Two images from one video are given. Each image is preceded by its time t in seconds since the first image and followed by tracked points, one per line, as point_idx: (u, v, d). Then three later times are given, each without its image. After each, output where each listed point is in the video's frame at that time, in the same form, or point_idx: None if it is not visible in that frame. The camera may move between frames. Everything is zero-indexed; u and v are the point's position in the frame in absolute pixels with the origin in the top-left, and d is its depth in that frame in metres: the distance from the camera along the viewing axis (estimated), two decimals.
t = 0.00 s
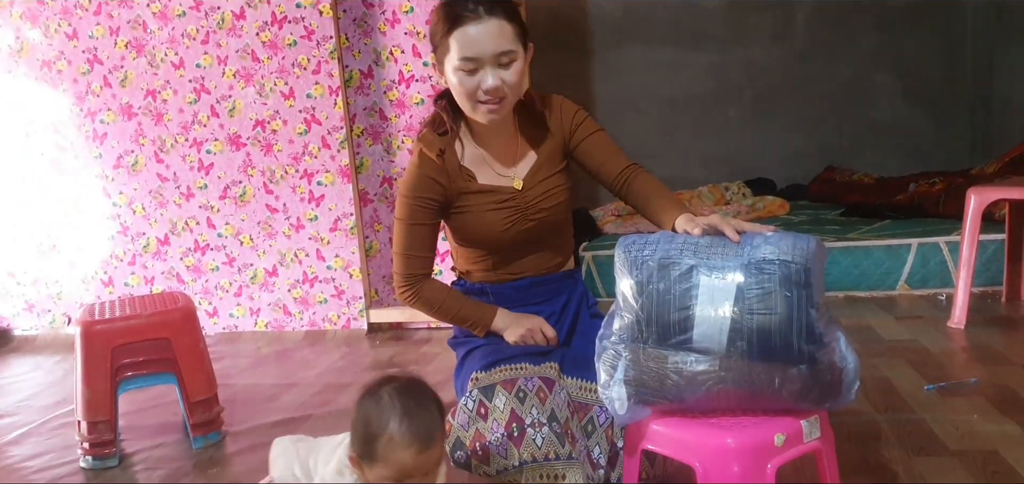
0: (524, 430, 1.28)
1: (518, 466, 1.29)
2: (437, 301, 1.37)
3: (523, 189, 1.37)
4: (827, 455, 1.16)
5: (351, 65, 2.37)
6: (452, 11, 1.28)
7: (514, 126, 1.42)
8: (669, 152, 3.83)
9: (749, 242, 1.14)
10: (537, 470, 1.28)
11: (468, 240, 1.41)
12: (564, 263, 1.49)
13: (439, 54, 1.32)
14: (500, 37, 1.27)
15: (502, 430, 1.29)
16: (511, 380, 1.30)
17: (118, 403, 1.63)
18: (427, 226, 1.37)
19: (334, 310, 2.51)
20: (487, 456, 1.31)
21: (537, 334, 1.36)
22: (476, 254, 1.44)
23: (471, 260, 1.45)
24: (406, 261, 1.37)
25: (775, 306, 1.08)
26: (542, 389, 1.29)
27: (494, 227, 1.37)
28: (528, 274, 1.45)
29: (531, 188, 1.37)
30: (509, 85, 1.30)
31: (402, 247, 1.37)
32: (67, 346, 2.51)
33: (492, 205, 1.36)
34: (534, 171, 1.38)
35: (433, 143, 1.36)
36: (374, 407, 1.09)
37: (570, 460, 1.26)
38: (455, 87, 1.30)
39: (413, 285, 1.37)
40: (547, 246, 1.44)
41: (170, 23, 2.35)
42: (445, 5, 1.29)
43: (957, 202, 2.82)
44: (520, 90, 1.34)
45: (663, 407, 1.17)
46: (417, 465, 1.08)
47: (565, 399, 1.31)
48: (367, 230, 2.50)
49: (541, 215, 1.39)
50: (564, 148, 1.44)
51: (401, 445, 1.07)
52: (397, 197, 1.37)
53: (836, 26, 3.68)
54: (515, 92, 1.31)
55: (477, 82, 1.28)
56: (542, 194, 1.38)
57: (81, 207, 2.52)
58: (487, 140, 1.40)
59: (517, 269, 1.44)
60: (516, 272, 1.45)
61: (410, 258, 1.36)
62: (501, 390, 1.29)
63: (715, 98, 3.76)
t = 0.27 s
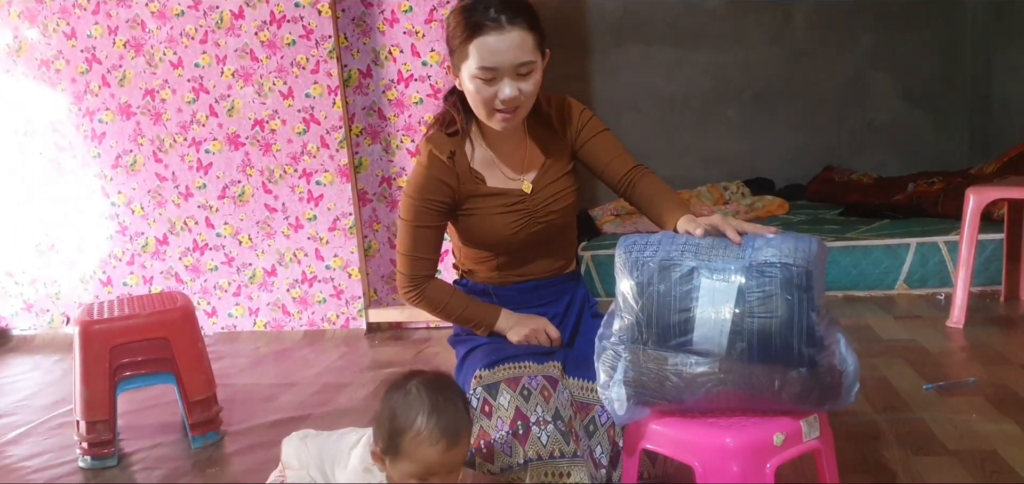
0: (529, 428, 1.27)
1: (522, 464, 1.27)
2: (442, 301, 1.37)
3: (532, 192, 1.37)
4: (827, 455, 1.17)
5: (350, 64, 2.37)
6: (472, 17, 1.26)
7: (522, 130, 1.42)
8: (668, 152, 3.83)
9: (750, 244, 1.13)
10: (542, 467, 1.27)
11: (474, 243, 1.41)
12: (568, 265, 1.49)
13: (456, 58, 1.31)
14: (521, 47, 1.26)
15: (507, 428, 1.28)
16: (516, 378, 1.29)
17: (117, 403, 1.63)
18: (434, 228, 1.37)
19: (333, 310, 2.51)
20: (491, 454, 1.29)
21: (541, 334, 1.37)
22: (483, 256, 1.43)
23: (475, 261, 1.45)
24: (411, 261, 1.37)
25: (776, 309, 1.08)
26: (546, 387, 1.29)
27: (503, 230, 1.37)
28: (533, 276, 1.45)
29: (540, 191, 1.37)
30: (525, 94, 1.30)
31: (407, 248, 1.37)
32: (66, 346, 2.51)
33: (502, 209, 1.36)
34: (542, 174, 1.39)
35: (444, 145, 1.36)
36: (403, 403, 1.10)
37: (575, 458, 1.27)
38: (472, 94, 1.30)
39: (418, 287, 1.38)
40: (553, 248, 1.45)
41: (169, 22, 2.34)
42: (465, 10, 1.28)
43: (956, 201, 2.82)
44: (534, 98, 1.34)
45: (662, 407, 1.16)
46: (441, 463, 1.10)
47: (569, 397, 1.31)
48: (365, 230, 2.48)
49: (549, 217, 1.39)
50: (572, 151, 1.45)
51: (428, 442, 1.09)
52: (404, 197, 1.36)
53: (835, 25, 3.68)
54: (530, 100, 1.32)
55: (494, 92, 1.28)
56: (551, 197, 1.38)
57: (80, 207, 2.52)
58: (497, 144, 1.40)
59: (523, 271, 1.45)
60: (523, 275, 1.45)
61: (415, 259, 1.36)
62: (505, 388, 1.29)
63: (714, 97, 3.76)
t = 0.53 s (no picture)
0: (526, 432, 1.26)
1: (519, 468, 1.26)
2: (442, 300, 1.38)
3: (534, 194, 1.37)
4: (826, 456, 1.17)
5: (350, 64, 2.37)
6: (480, 20, 1.26)
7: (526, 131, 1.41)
8: (668, 152, 3.83)
9: (750, 246, 1.14)
10: (540, 472, 1.25)
11: (476, 243, 1.41)
12: (570, 267, 1.49)
13: (462, 60, 1.31)
14: (529, 50, 1.26)
15: (504, 431, 1.27)
16: (514, 380, 1.29)
17: (116, 403, 1.63)
18: (436, 229, 1.37)
19: (333, 310, 2.50)
20: (489, 457, 1.27)
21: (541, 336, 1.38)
22: (485, 257, 1.44)
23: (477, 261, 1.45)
24: (413, 261, 1.38)
25: (776, 311, 1.08)
26: (544, 390, 1.28)
27: (505, 232, 1.37)
28: (534, 278, 1.45)
29: (542, 193, 1.37)
30: (532, 97, 1.29)
31: (409, 248, 1.37)
32: (66, 346, 2.51)
33: (504, 210, 1.36)
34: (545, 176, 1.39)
35: (446, 146, 1.36)
36: (413, 399, 1.11)
37: (573, 463, 1.25)
38: (478, 97, 1.30)
39: (420, 285, 1.39)
40: (556, 250, 1.45)
41: (169, 23, 2.34)
42: (473, 12, 1.28)
43: (956, 201, 2.82)
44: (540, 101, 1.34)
45: (662, 408, 1.16)
46: (449, 460, 1.10)
47: (566, 401, 1.30)
48: (365, 230, 2.49)
49: (551, 219, 1.39)
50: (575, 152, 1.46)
51: (437, 439, 1.09)
52: (406, 197, 1.36)
53: (835, 25, 3.68)
54: (536, 103, 1.31)
55: (501, 94, 1.28)
56: (553, 198, 1.38)
57: (81, 208, 2.52)
58: (500, 146, 1.40)
59: (525, 272, 1.45)
60: (525, 276, 1.45)
61: (417, 258, 1.37)
62: (503, 391, 1.28)
63: (713, 98, 3.76)
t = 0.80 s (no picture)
0: (523, 429, 1.26)
1: (517, 464, 1.26)
2: (442, 299, 1.38)
3: (533, 196, 1.36)
4: (824, 456, 1.17)
5: (349, 63, 2.36)
6: (481, 23, 1.26)
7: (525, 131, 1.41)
8: (667, 152, 3.83)
9: (749, 247, 1.14)
10: (537, 469, 1.25)
11: (475, 245, 1.41)
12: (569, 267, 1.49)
13: (462, 63, 1.31)
14: (529, 53, 1.26)
15: (502, 429, 1.27)
16: (512, 378, 1.28)
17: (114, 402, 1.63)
18: (436, 229, 1.37)
19: (332, 309, 2.50)
20: (486, 454, 1.28)
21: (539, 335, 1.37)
22: (485, 258, 1.44)
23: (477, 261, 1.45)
24: (413, 261, 1.38)
25: (775, 312, 1.08)
26: (542, 388, 1.28)
27: (504, 233, 1.37)
28: (534, 279, 1.45)
29: (541, 195, 1.37)
30: (533, 99, 1.29)
31: (409, 249, 1.38)
32: (64, 344, 2.51)
33: (503, 212, 1.36)
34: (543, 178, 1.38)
35: (445, 147, 1.36)
36: (415, 400, 1.13)
37: (570, 460, 1.25)
38: (480, 100, 1.30)
39: (419, 286, 1.39)
40: (555, 251, 1.45)
41: (168, 21, 2.34)
42: (473, 15, 1.28)
43: (955, 203, 2.82)
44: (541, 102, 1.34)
45: (661, 409, 1.16)
46: (451, 460, 1.12)
47: (564, 399, 1.29)
48: (364, 228, 2.48)
49: (551, 220, 1.39)
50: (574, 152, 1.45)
51: (438, 439, 1.11)
52: (405, 199, 1.37)
53: (834, 26, 3.68)
54: (537, 105, 1.31)
55: (503, 98, 1.28)
56: (552, 199, 1.38)
57: (79, 206, 2.52)
58: (499, 147, 1.39)
59: (525, 273, 1.45)
60: (524, 277, 1.45)
61: (416, 259, 1.38)
62: (501, 389, 1.28)
63: (713, 98, 3.76)
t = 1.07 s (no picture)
0: (513, 417, 1.26)
1: (505, 453, 1.26)
2: (435, 290, 1.38)
3: (527, 188, 1.36)
4: (817, 448, 1.17)
5: (345, 53, 2.36)
6: (471, 7, 1.26)
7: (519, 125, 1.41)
8: (663, 145, 3.83)
9: (745, 240, 1.14)
10: (525, 456, 1.25)
11: (468, 237, 1.41)
12: (563, 260, 1.50)
13: (453, 49, 1.30)
14: (518, 36, 1.25)
15: (492, 418, 1.27)
16: (504, 368, 1.28)
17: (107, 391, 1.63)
18: (429, 221, 1.37)
19: (327, 300, 2.50)
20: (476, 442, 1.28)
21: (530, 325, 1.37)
22: (478, 249, 1.44)
23: (470, 253, 1.45)
24: (406, 253, 1.38)
25: (769, 306, 1.08)
26: (533, 378, 1.27)
27: (497, 226, 1.37)
28: (527, 270, 1.46)
29: (534, 187, 1.37)
30: (522, 84, 1.28)
31: (402, 241, 1.38)
32: (57, 334, 2.50)
33: (496, 204, 1.36)
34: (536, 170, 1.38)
35: (438, 138, 1.35)
36: (412, 396, 1.11)
37: (558, 449, 1.24)
38: (469, 84, 1.29)
39: (413, 277, 1.39)
40: (548, 243, 1.45)
41: (162, 9, 2.33)
42: None
43: (950, 197, 2.83)
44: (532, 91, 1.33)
45: (655, 401, 1.16)
46: (450, 455, 1.10)
47: (555, 389, 1.29)
48: (359, 220, 2.48)
49: (544, 213, 1.39)
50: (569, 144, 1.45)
51: (438, 434, 1.09)
52: (398, 190, 1.36)
53: (831, 20, 3.68)
54: (527, 92, 1.30)
55: (491, 80, 1.26)
56: (546, 192, 1.38)
57: (72, 195, 2.51)
58: (492, 139, 1.39)
59: (518, 264, 1.45)
60: (518, 269, 1.45)
61: (410, 251, 1.37)
62: (492, 378, 1.27)
63: (709, 91, 3.76)
